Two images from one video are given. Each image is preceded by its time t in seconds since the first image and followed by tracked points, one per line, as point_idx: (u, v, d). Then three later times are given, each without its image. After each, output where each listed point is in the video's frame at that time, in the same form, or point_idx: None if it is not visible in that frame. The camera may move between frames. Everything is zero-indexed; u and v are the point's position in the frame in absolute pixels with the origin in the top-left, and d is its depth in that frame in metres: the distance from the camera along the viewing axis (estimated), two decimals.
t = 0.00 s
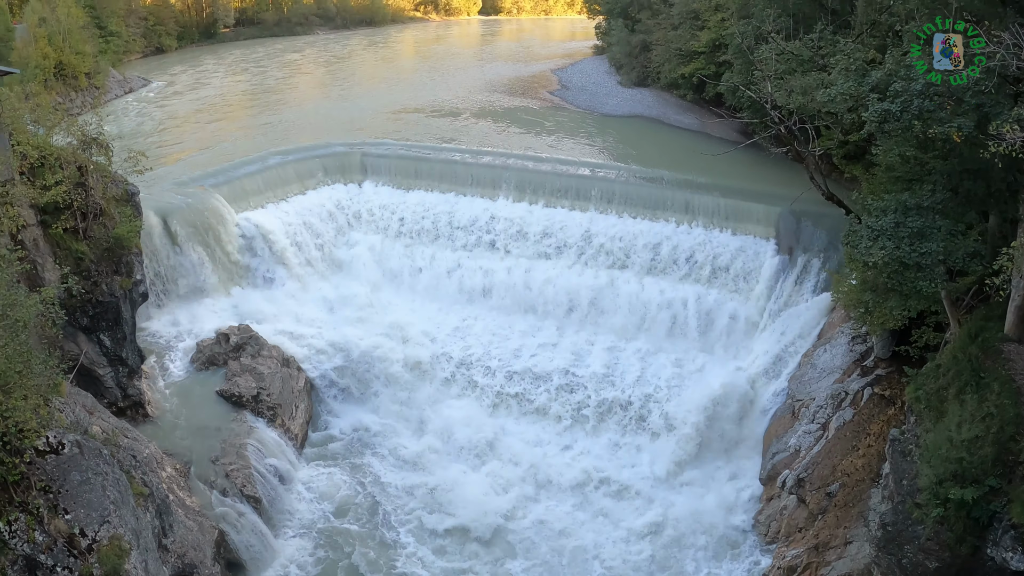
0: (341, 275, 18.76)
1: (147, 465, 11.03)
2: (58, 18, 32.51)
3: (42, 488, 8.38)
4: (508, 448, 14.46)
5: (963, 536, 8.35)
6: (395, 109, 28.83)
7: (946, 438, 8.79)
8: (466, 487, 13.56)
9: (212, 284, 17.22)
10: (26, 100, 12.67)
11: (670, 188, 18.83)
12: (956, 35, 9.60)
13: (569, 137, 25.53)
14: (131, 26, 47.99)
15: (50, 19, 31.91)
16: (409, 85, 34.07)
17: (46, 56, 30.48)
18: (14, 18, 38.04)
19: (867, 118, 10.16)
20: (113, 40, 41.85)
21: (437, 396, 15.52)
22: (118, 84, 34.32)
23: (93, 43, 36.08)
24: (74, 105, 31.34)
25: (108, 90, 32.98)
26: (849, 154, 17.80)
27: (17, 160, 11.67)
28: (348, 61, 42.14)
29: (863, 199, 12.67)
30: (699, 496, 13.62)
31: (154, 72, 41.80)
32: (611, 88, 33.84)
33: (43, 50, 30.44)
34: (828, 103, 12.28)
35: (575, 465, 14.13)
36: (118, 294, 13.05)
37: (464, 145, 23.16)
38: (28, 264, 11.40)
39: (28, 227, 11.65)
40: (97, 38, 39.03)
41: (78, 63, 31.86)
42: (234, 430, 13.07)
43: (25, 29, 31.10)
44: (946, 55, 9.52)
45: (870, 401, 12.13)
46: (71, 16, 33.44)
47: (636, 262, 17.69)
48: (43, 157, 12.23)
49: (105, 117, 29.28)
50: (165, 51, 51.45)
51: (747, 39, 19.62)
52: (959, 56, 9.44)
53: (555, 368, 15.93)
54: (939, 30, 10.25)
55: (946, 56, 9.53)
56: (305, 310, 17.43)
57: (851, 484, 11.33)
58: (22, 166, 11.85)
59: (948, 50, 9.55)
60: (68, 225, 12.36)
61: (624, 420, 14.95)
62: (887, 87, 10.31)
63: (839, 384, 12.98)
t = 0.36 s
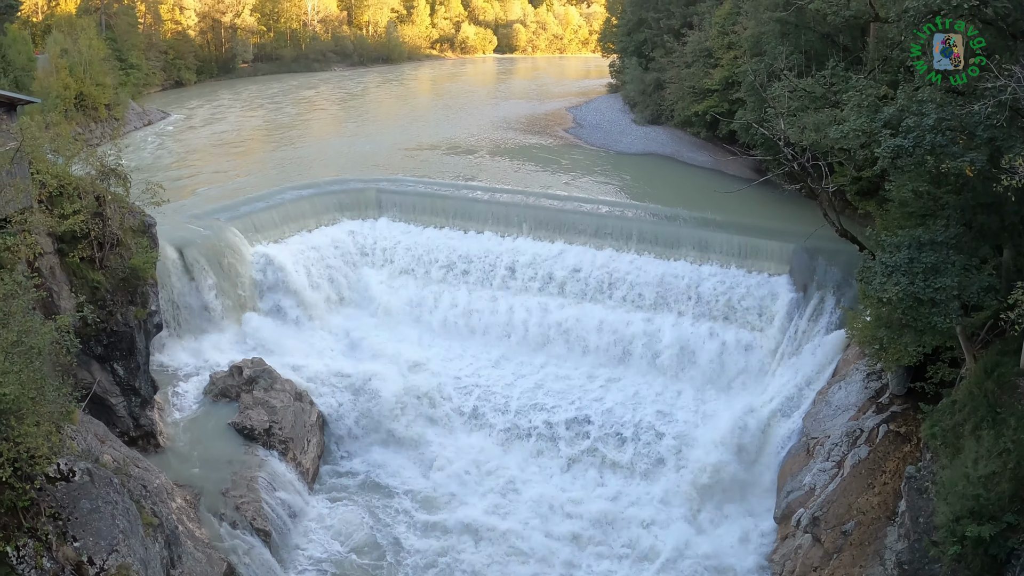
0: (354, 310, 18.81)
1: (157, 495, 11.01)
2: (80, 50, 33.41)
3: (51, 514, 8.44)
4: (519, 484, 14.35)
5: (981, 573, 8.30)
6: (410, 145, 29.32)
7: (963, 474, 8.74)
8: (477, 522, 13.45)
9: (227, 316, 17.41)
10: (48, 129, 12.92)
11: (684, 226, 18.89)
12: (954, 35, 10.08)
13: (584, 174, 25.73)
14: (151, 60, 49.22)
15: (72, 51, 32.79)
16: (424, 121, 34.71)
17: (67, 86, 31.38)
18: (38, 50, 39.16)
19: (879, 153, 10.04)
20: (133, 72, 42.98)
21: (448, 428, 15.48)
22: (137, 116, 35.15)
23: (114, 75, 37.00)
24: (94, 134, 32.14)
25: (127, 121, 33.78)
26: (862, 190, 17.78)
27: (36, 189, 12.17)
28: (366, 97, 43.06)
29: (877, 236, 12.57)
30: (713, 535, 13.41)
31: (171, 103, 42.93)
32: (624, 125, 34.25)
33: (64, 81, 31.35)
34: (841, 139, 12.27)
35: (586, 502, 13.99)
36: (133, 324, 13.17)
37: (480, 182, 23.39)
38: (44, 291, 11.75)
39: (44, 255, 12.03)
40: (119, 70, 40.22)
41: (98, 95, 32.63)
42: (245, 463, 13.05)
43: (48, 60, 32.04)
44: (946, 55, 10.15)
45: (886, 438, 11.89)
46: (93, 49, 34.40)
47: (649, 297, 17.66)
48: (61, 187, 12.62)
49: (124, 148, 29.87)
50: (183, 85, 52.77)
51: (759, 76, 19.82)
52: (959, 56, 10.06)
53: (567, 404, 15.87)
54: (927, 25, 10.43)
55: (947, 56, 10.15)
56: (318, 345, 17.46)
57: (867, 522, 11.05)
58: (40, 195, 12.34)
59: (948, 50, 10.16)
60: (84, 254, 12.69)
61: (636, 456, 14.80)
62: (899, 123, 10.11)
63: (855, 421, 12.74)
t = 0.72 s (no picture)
0: (362, 335, 18.86)
1: (162, 516, 10.99)
2: (92, 72, 33.93)
3: (56, 534, 8.47)
4: (525, 508, 14.26)
5: None
6: (418, 171, 29.59)
7: (973, 500, 8.70)
8: (482, 546, 13.36)
9: (234, 340, 17.44)
10: (60, 150, 13.18)
11: (691, 252, 18.89)
12: (953, 35, 10.07)
13: (590, 200, 25.90)
14: (162, 83, 49.97)
15: (84, 73, 33.30)
16: (432, 147, 35.07)
17: (78, 107, 31.82)
18: (52, 72, 39.84)
19: (886, 177, 10.03)
20: (145, 95, 43.62)
21: (454, 450, 15.45)
22: (148, 139, 35.64)
23: (125, 96, 37.58)
24: (105, 156, 32.53)
25: (137, 143, 34.20)
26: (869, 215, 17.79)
27: (47, 209, 12.37)
28: (375, 122, 43.63)
29: (884, 261, 12.55)
30: (721, 562, 13.26)
31: (180, 127, 43.58)
32: (632, 151, 34.49)
33: (76, 102, 31.82)
34: (848, 164, 12.30)
35: (592, 527, 13.88)
36: (141, 345, 13.24)
37: (488, 209, 23.53)
38: (53, 310, 11.77)
39: (53, 274, 12.09)
40: (130, 93, 40.86)
41: (109, 116, 33.12)
42: (251, 486, 13.01)
43: (61, 82, 32.56)
44: (947, 55, 10.27)
45: (894, 463, 11.74)
46: (105, 71, 34.92)
47: (656, 321, 17.65)
48: (71, 208, 12.87)
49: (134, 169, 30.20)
50: (194, 108, 53.57)
51: (766, 102, 19.96)
52: (959, 56, 10.18)
53: (574, 429, 15.81)
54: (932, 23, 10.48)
55: (947, 55, 10.30)
56: (324, 370, 17.45)
57: (876, 549, 10.91)
58: (51, 215, 12.51)
59: (948, 50, 10.26)
60: (94, 274, 12.84)
61: (642, 481, 14.69)
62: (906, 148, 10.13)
63: (863, 447, 12.63)
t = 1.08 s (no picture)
0: (365, 349, 18.87)
1: (163, 530, 10.95)
2: (97, 85, 34.20)
3: (56, 546, 8.48)
4: (527, 523, 14.19)
5: None
6: (421, 186, 29.72)
7: (977, 513, 8.62)
8: (483, 562, 13.29)
9: (237, 354, 17.45)
10: (65, 163, 13.25)
11: (694, 267, 18.90)
12: (953, 35, 9.98)
13: (592, 215, 26.02)
14: (166, 96, 50.38)
15: (89, 86, 33.55)
16: (435, 162, 35.26)
17: (83, 120, 32.06)
18: (57, 85, 40.21)
19: (888, 191, 10.05)
20: (149, 109, 43.96)
21: (456, 464, 15.40)
22: (151, 152, 35.92)
23: (130, 110, 37.90)
24: (108, 169, 32.75)
25: (141, 156, 34.46)
26: (871, 229, 17.81)
27: (50, 222, 12.48)
28: (378, 137, 43.92)
29: (886, 275, 12.55)
30: None
31: (184, 141, 43.90)
32: (634, 166, 34.62)
33: (80, 115, 32.07)
34: (850, 179, 12.33)
35: (594, 542, 13.80)
36: (143, 358, 13.25)
37: (491, 224, 23.61)
38: (55, 323, 11.90)
39: (57, 286, 12.29)
40: (134, 106, 41.14)
41: (114, 129, 33.36)
42: (253, 500, 12.95)
43: (65, 95, 32.85)
44: (947, 55, 10.22)
45: (898, 477, 11.66)
46: (110, 84, 35.19)
47: (659, 336, 17.64)
48: (75, 220, 13.03)
49: (138, 182, 30.40)
50: (198, 122, 54.00)
51: (768, 117, 20.05)
52: (959, 56, 10.15)
53: (576, 444, 15.77)
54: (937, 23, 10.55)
55: (947, 55, 10.26)
56: (326, 384, 17.42)
57: (880, 563, 10.77)
58: (55, 228, 12.69)
59: (948, 50, 10.18)
60: (96, 287, 12.92)
61: (644, 495, 14.63)
62: (908, 161, 10.16)
63: (867, 461, 12.56)
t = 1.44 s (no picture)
0: (367, 360, 18.84)
1: (163, 541, 10.91)
2: (100, 96, 34.41)
3: (56, 556, 8.47)
4: (528, 535, 14.14)
5: None
6: (423, 198, 29.84)
7: (980, 523, 8.56)
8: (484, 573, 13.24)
9: (238, 365, 17.44)
10: (67, 174, 13.36)
11: (695, 278, 18.90)
12: (954, 35, 10.05)
13: (593, 227, 26.08)
14: (169, 107, 50.71)
15: (91, 96, 33.76)
16: (436, 174, 35.39)
17: (85, 131, 32.23)
18: (60, 96, 40.52)
19: (889, 202, 10.04)
20: (151, 119, 44.18)
21: (457, 475, 15.37)
22: (154, 163, 36.13)
23: (132, 120, 38.14)
24: (110, 179, 32.91)
25: (143, 166, 34.62)
26: (873, 240, 17.82)
27: (52, 231, 12.52)
28: (381, 149, 44.14)
29: (887, 286, 12.57)
30: None
31: (186, 152, 44.11)
32: (636, 178, 34.74)
33: (83, 125, 32.24)
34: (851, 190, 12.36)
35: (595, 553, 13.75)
36: (145, 369, 13.25)
37: (493, 236, 23.65)
38: (57, 333, 11.95)
39: (59, 296, 12.35)
40: (137, 117, 41.33)
41: (116, 140, 33.58)
42: (253, 512, 12.90)
43: (68, 105, 33.05)
44: (946, 55, 10.24)
45: (900, 489, 11.60)
46: (112, 94, 35.39)
47: (660, 346, 17.63)
48: (77, 230, 13.09)
49: (140, 193, 30.53)
50: (200, 133, 54.29)
51: (769, 128, 20.17)
52: (959, 56, 10.16)
53: (578, 455, 15.73)
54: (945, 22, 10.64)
55: (947, 55, 10.29)
56: (327, 396, 17.39)
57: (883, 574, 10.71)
58: (57, 238, 12.74)
59: (948, 50, 10.23)
60: (98, 297, 12.96)
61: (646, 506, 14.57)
62: (909, 172, 10.16)
63: (869, 473, 12.53)
